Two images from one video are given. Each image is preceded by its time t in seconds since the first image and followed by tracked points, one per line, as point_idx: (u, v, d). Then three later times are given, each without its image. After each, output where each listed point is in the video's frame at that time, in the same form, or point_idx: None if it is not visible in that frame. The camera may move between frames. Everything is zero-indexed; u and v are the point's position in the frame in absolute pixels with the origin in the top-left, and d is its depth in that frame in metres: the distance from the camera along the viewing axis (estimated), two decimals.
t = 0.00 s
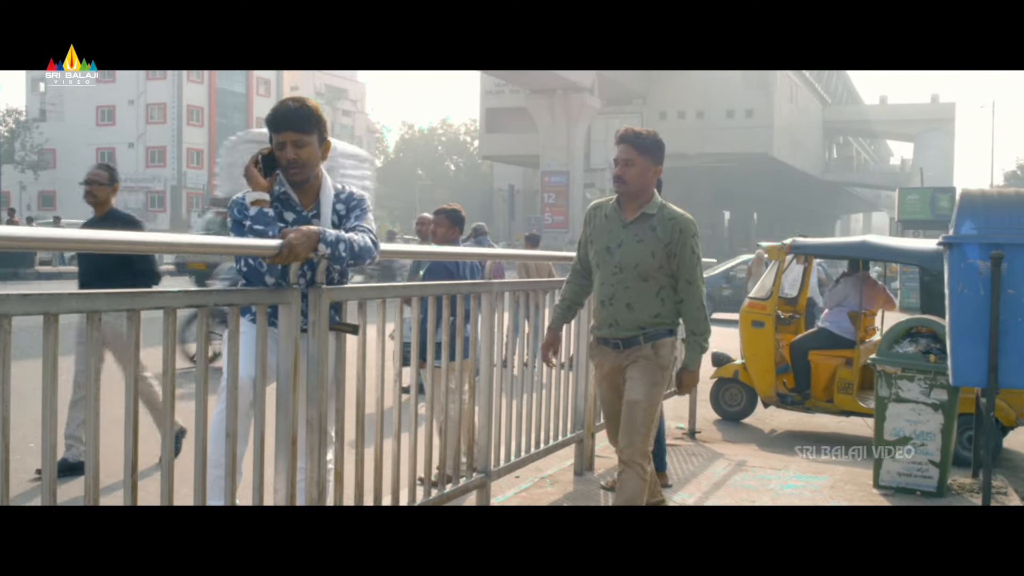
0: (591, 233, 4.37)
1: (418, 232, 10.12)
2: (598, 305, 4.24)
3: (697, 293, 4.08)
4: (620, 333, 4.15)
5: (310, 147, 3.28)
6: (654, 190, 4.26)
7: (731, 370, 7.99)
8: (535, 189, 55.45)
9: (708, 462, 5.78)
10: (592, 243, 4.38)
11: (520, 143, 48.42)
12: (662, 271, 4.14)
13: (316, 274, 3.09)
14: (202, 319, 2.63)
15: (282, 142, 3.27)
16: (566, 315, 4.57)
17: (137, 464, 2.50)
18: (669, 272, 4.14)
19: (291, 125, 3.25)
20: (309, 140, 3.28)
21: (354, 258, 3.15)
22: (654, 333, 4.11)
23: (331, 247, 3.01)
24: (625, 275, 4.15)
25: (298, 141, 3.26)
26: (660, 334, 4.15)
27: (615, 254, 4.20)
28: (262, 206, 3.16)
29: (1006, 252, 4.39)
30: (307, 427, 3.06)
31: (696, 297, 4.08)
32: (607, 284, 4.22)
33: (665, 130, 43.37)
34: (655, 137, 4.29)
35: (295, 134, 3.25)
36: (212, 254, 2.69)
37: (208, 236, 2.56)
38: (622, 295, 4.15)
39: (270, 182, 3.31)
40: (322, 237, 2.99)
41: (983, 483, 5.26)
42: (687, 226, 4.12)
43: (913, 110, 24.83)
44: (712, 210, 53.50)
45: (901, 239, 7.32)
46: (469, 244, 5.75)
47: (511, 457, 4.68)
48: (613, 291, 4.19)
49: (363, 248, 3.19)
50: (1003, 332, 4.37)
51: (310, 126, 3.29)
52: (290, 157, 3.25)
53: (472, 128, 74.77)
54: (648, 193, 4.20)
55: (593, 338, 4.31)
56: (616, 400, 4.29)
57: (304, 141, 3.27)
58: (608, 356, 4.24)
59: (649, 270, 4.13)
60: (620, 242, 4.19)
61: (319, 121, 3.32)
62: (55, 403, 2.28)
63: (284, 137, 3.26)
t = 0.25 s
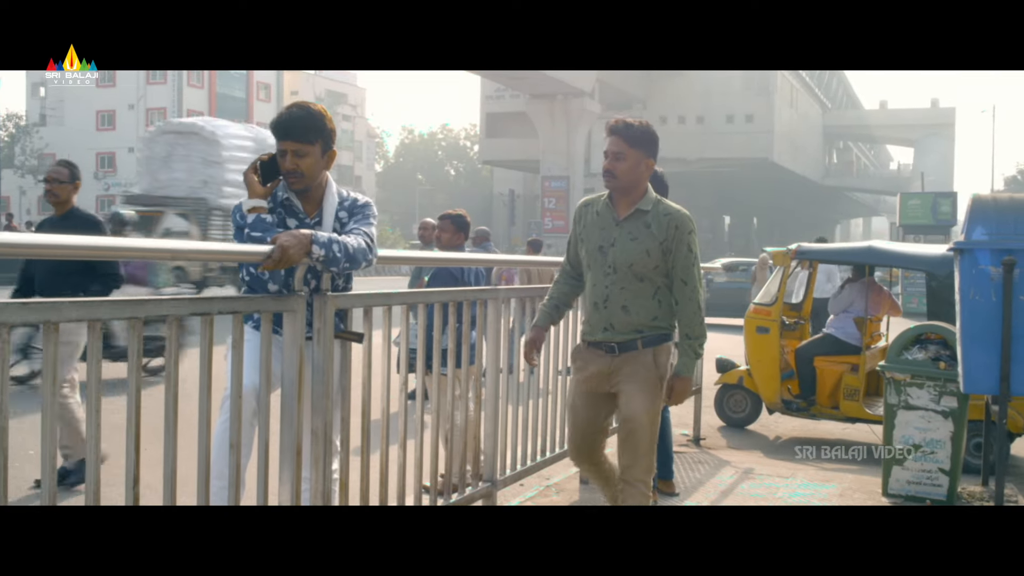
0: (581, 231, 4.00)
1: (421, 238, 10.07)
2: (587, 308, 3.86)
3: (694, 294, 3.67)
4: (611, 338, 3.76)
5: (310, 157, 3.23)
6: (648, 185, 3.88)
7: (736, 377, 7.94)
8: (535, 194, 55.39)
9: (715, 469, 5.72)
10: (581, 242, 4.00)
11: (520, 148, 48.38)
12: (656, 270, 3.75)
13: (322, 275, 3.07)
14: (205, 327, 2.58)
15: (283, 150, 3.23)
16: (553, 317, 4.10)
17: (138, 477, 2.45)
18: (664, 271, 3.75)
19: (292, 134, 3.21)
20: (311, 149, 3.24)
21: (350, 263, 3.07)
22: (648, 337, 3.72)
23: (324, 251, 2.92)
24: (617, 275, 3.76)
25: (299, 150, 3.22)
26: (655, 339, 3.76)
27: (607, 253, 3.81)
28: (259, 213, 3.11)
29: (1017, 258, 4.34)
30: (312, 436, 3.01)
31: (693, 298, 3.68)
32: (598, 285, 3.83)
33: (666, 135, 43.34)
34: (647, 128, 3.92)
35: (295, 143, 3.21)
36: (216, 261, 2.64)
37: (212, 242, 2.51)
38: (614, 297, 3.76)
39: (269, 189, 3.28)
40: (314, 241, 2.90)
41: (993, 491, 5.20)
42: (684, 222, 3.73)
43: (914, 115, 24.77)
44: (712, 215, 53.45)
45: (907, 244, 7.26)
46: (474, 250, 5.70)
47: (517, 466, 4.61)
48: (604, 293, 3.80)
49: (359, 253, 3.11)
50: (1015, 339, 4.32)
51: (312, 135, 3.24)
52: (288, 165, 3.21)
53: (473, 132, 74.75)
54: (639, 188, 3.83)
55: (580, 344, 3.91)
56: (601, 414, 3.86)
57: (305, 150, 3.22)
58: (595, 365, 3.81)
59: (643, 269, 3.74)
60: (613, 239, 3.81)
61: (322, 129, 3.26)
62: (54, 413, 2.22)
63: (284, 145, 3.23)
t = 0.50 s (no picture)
0: (565, 227, 3.70)
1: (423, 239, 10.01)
2: (576, 309, 3.58)
3: (687, 292, 3.40)
4: (602, 342, 3.49)
5: (323, 151, 3.17)
6: (637, 178, 3.59)
7: (740, 379, 7.88)
8: (535, 195, 55.35)
9: (720, 472, 5.66)
10: (568, 240, 3.71)
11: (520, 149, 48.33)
12: (647, 268, 3.47)
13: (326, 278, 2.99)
14: (206, 330, 2.52)
15: (296, 145, 3.16)
16: (542, 317, 3.80)
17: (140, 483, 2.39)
18: (655, 268, 3.47)
19: (304, 128, 3.14)
20: (322, 143, 3.18)
21: (363, 263, 3.04)
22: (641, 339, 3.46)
23: (338, 251, 2.89)
24: (606, 274, 3.48)
25: (312, 145, 3.16)
26: (648, 341, 3.50)
27: (595, 250, 3.53)
28: (267, 213, 3.07)
29: None
30: (315, 440, 2.95)
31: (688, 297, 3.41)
32: (587, 285, 3.55)
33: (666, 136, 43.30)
34: (633, 118, 3.61)
35: (307, 137, 3.15)
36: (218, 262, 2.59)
37: (213, 243, 2.46)
38: (604, 298, 3.49)
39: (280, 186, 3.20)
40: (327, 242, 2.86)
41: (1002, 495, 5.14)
42: (675, 215, 3.45)
43: (916, 116, 24.73)
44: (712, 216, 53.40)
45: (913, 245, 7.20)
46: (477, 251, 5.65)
47: (521, 470, 4.55)
48: (593, 293, 3.52)
49: (372, 254, 3.08)
50: None
51: (323, 127, 3.18)
52: (301, 161, 3.15)
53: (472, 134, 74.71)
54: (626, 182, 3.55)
55: (568, 347, 3.62)
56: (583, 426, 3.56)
57: (318, 144, 3.16)
58: (585, 372, 3.53)
59: (633, 267, 3.46)
60: (601, 235, 3.52)
61: (333, 123, 3.20)
62: (52, 419, 2.17)
63: (296, 139, 3.15)
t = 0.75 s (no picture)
0: (547, 234, 3.58)
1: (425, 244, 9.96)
2: (557, 317, 3.44)
3: (672, 294, 3.27)
4: (585, 349, 3.34)
5: (337, 148, 3.17)
6: (619, 177, 3.46)
7: (745, 384, 7.82)
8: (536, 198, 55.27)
9: (728, 479, 5.61)
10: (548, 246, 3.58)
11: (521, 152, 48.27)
12: (630, 271, 3.34)
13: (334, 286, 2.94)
14: (211, 338, 2.47)
15: (310, 146, 3.15)
16: (524, 326, 3.68)
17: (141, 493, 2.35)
18: (638, 272, 3.34)
19: (318, 128, 3.14)
20: (335, 142, 3.18)
21: (396, 268, 3.04)
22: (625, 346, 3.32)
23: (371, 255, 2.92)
24: (588, 278, 3.35)
25: (326, 145, 3.15)
26: (633, 349, 3.36)
27: (576, 254, 3.40)
28: (285, 217, 3.00)
29: None
30: (322, 450, 2.89)
31: (673, 301, 3.28)
32: (568, 291, 3.41)
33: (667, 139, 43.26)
34: (612, 115, 3.49)
35: (321, 137, 3.14)
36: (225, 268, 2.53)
37: (218, 249, 2.40)
38: (586, 303, 3.35)
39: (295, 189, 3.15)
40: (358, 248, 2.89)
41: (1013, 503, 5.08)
42: (658, 215, 3.34)
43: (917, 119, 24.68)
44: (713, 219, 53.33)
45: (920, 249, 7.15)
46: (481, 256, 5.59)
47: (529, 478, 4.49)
48: (575, 299, 3.38)
49: (404, 258, 3.09)
50: None
51: (335, 126, 3.18)
52: (319, 161, 3.13)
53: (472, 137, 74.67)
54: (608, 182, 3.42)
55: (550, 359, 3.48)
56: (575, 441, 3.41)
57: (330, 144, 3.16)
58: (569, 384, 3.38)
59: (616, 269, 3.33)
60: (582, 238, 3.39)
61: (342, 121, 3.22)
62: (53, 431, 2.12)
63: (310, 141, 3.14)
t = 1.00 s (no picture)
0: (538, 236, 3.46)
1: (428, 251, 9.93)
2: (546, 321, 3.31)
3: (660, 295, 3.11)
4: (573, 354, 3.20)
5: (341, 153, 3.15)
6: (608, 174, 3.31)
7: (751, 390, 7.77)
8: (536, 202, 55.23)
9: (736, 488, 5.55)
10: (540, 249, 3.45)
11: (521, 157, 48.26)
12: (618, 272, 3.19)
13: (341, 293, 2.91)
14: (217, 349, 2.43)
15: (314, 152, 3.11)
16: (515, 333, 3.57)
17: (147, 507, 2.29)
18: (627, 272, 3.18)
19: (321, 134, 3.11)
20: (337, 147, 3.15)
21: (423, 268, 3.04)
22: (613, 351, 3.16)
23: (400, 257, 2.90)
24: (575, 279, 3.21)
25: (331, 151, 3.12)
26: (624, 354, 3.19)
27: (563, 255, 3.26)
28: (296, 225, 2.94)
29: None
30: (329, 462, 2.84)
31: (662, 302, 3.11)
32: (556, 293, 3.27)
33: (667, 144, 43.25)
34: (597, 109, 3.31)
35: (325, 143, 3.11)
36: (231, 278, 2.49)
37: (225, 258, 2.36)
38: (574, 306, 3.21)
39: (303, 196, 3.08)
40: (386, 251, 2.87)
41: None
42: (646, 212, 3.17)
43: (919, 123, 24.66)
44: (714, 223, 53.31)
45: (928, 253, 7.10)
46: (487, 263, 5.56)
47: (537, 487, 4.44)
48: (562, 301, 3.25)
49: (431, 257, 3.08)
50: None
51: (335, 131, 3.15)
52: (325, 166, 3.09)
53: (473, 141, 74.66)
54: (595, 180, 3.28)
55: (542, 367, 3.37)
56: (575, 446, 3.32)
57: (334, 149, 3.13)
58: (561, 390, 3.26)
59: (602, 269, 3.18)
60: (569, 238, 3.26)
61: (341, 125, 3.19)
62: (57, 444, 2.07)
63: (315, 147, 3.11)
